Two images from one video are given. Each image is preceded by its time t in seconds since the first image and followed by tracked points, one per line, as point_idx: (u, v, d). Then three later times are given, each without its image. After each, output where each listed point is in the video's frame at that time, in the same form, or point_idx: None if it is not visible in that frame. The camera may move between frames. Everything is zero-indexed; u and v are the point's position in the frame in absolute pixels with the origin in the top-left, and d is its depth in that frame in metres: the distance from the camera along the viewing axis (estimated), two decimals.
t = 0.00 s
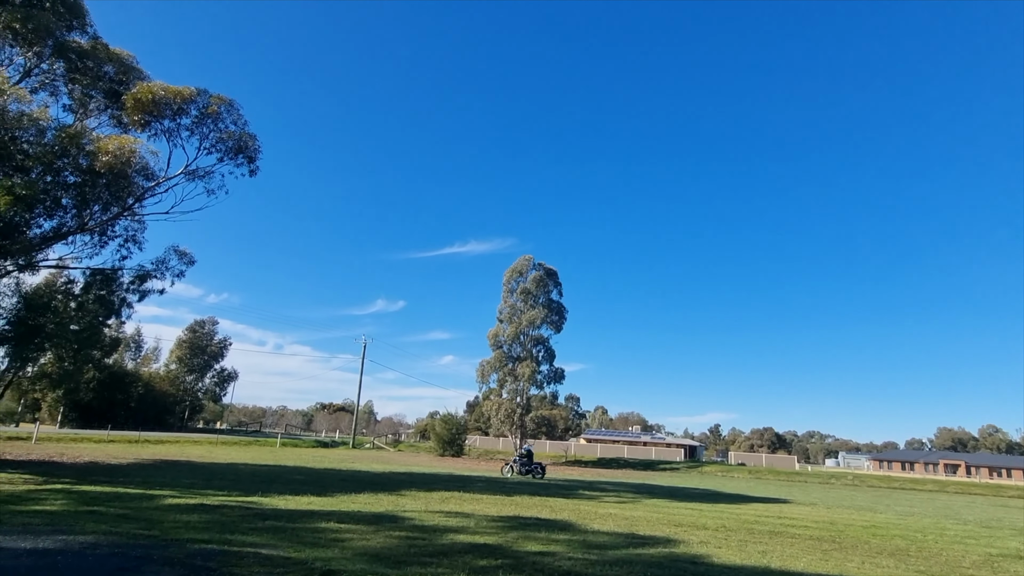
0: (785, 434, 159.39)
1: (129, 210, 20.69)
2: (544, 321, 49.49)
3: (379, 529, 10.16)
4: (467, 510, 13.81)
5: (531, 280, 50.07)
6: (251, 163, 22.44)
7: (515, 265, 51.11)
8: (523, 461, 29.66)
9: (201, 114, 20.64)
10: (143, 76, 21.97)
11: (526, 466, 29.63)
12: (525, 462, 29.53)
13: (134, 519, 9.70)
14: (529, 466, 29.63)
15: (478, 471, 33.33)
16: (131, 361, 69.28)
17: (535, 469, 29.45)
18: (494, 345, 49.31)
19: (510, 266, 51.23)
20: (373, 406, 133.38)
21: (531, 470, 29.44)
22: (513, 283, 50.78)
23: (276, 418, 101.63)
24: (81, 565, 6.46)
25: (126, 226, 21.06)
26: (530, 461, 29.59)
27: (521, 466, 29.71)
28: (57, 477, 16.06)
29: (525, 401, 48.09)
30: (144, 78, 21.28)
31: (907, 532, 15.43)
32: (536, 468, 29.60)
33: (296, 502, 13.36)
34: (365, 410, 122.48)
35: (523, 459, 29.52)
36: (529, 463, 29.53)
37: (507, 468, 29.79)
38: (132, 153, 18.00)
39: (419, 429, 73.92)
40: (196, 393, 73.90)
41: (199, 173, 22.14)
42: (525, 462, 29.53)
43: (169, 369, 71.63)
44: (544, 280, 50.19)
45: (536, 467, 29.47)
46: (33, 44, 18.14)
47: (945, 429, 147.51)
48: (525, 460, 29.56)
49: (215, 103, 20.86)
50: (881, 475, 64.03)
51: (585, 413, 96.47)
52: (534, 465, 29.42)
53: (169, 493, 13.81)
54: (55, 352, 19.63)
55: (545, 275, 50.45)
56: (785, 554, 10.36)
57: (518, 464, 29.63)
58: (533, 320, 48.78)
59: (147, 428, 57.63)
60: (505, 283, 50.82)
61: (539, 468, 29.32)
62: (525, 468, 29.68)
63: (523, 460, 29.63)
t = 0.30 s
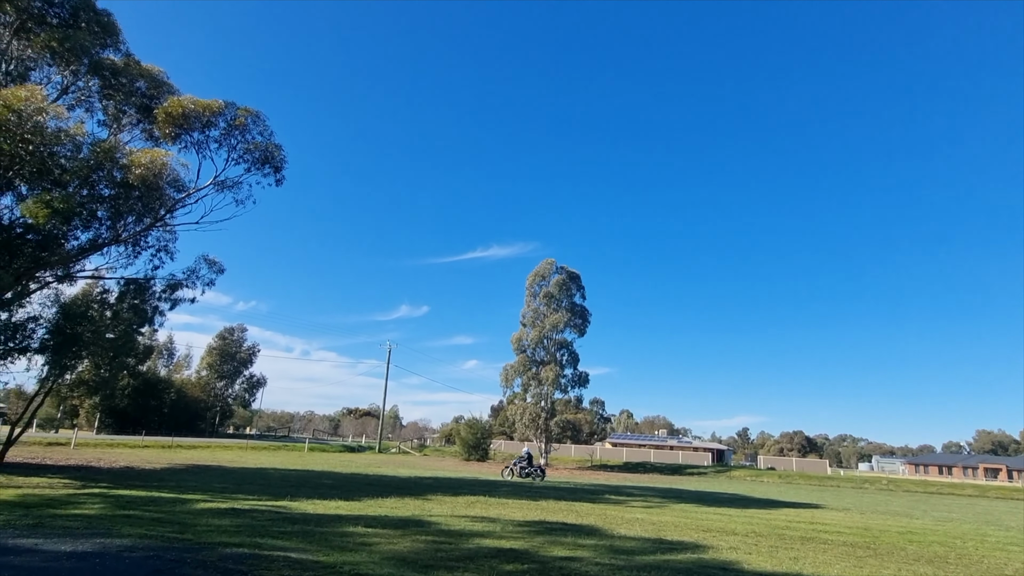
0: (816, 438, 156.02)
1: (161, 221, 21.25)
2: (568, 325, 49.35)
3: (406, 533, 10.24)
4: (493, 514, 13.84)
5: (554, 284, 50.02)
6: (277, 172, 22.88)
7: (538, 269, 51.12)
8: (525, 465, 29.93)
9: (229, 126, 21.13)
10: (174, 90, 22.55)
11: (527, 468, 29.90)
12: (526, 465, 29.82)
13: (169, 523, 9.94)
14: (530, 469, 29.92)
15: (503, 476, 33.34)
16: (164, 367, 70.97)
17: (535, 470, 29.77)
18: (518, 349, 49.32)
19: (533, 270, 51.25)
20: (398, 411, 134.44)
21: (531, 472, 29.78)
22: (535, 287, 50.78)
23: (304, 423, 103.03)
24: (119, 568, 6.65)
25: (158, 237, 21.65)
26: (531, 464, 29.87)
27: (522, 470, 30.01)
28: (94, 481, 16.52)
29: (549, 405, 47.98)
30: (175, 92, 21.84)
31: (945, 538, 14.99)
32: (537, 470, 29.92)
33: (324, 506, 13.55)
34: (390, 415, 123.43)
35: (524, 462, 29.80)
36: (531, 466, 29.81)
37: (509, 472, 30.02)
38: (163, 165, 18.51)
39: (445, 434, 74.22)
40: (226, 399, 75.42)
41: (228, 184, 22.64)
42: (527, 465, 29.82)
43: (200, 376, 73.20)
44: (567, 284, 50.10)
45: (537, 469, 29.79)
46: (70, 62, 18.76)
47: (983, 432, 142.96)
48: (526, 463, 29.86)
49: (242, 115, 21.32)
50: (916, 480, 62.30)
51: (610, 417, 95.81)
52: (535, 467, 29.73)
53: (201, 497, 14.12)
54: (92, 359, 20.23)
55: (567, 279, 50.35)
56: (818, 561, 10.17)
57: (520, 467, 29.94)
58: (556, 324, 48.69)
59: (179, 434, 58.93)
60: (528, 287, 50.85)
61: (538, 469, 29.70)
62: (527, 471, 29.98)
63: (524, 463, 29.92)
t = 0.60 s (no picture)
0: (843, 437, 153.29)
1: (186, 229, 21.65)
2: (587, 326, 49.20)
3: (429, 535, 10.31)
4: (515, 516, 13.87)
5: (573, 285, 49.91)
6: (298, 179, 23.19)
7: (556, 270, 51.04)
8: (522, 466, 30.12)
9: (250, 135, 21.49)
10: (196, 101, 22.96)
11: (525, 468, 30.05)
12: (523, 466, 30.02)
13: (197, 526, 10.14)
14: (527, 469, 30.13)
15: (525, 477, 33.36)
16: (190, 373, 72.31)
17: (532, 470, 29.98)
18: (538, 351, 49.29)
19: (552, 271, 51.19)
20: (420, 413, 135.19)
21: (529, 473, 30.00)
22: (554, 289, 50.71)
23: (327, 427, 104.14)
24: (149, 570, 6.80)
25: (183, 244, 22.09)
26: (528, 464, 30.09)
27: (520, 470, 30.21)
28: (125, 485, 16.89)
29: (570, 406, 47.86)
30: (197, 103, 22.24)
31: (979, 539, 14.65)
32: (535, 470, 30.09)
33: (348, 509, 13.70)
34: (412, 418, 124.11)
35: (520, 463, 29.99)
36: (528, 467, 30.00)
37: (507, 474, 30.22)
38: (187, 175, 18.84)
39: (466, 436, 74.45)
40: (251, 404, 76.60)
41: (249, 192, 23.02)
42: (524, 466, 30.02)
43: (226, 381, 74.45)
44: (586, 284, 49.96)
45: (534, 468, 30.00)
46: (96, 76, 19.25)
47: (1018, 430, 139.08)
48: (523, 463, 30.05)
49: (263, 123, 21.64)
50: (948, 479, 60.92)
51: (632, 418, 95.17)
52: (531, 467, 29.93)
53: (228, 501, 14.38)
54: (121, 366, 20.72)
55: (586, 280, 50.21)
56: (846, 563, 10.00)
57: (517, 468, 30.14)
58: (575, 325, 48.55)
59: (206, 438, 59.99)
60: (546, 289, 50.81)
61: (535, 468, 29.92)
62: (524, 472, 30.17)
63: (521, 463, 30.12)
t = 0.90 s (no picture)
0: (864, 436, 151.04)
1: (204, 236, 21.89)
2: (602, 326, 49.03)
3: (447, 538, 10.34)
4: (533, 518, 13.85)
5: (587, 286, 49.78)
6: (313, 185, 23.41)
7: (570, 271, 50.94)
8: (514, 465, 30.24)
9: (265, 142, 21.73)
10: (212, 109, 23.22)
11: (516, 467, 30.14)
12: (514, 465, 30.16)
13: (218, 530, 10.26)
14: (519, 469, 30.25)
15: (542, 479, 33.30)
16: (210, 378, 73.28)
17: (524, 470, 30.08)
18: (553, 352, 49.22)
19: (565, 272, 51.10)
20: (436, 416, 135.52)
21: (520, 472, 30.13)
22: (568, 289, 50.62)
23: (344, 430, 104.87)
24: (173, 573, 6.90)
25: (201, 251, 22.35)
26: (519, 463, 30.28)
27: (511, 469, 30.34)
28: (148, 489, 17.16)
29: (586, 407, 47.68)
30: (213, 111, 22.51)
31: (1007, 539, 14.36)
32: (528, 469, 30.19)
33: (366, 511, 13.81)
34: (428, 421, 124.49)
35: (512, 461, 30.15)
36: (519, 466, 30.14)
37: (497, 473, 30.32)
38: (204, 182, 19.07)
39: (482, 438, 74.46)
40: (270, 408, 77.39)
41: (265, 198, 23.28)
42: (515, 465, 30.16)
43: (245, 385, 75.31)
44: (600, 285, 49.80)
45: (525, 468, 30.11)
46: (114, 87, 19.61)
47: None
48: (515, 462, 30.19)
49: (277, 130, 21.88)
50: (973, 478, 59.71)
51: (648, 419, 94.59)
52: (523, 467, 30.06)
53: (248, 504, 14.53)
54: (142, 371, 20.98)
55: (600, 280, 50.06)
56: (870, 564, 9.85)
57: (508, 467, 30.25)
58: (590, 325, 48.37)
59: (226, 442, 60.69)
60: (560, 290, 50.73)
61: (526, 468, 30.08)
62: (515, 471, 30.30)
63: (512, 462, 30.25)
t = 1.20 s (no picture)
0: (888, 439, 148.33)
1: (223, 245, 22.10)
2: (619, 330, 48.79)
3: (466, 543, 10.34)
4: (552, 523, 13.81)
5: (603, 289, 49.61)
6: (329, 193, 23.66)
7: (585, 274, 50.82)
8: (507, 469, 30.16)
9: (282, 151, 22.03)
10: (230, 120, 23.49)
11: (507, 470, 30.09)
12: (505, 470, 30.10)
13: (240, 535, 10.37)
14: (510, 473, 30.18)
15: (560, 484, 33.20)
16: (230, 384, 74.27)
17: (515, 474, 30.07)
18: (569, 356, 49.06)
19: (581, 276, 50.98)
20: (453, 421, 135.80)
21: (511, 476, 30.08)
22: (584, 293, 50.49)
23: (363, 436, 105.62)
24: None
25: (221, 260, 22.67)
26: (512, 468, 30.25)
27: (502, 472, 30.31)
28: (171, 495, 17.42)
29: (603, 411, 47.45)
30: (231, 122, 22.80)
31: None
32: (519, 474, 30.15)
33: (385, 517, 13.88)
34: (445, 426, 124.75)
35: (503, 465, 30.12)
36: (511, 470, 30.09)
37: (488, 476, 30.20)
38: (223, 193, 19.18)
39: (499, 443, 74.43)
40: (289, 414, 78.14)
41: (283, 207, 23.58)
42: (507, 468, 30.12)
43: (264, 393, 76.19)
44: (616, 288, 49.61)
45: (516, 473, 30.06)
46: (135, 100, 20.02)
47: None
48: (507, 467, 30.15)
49: (294, 139, 22.15)
50: (1002, 481, 58.34)
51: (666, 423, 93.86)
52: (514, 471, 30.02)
53: (270, 510, 14.67)
54: (165, 378, 21.07)
55: (616, 283, 49.87)
56: (896, 569, 9.67)
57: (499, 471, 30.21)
58: (607, 329, 48.15)
59: (247, 448, 61.37)
60: (576, 293, 50.62)
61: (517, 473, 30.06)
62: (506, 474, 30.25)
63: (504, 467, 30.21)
